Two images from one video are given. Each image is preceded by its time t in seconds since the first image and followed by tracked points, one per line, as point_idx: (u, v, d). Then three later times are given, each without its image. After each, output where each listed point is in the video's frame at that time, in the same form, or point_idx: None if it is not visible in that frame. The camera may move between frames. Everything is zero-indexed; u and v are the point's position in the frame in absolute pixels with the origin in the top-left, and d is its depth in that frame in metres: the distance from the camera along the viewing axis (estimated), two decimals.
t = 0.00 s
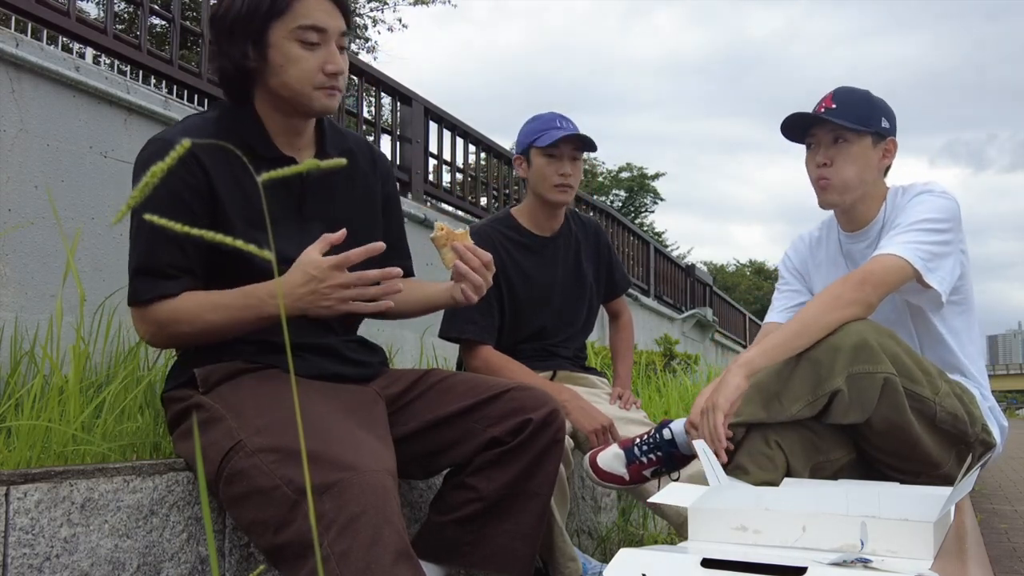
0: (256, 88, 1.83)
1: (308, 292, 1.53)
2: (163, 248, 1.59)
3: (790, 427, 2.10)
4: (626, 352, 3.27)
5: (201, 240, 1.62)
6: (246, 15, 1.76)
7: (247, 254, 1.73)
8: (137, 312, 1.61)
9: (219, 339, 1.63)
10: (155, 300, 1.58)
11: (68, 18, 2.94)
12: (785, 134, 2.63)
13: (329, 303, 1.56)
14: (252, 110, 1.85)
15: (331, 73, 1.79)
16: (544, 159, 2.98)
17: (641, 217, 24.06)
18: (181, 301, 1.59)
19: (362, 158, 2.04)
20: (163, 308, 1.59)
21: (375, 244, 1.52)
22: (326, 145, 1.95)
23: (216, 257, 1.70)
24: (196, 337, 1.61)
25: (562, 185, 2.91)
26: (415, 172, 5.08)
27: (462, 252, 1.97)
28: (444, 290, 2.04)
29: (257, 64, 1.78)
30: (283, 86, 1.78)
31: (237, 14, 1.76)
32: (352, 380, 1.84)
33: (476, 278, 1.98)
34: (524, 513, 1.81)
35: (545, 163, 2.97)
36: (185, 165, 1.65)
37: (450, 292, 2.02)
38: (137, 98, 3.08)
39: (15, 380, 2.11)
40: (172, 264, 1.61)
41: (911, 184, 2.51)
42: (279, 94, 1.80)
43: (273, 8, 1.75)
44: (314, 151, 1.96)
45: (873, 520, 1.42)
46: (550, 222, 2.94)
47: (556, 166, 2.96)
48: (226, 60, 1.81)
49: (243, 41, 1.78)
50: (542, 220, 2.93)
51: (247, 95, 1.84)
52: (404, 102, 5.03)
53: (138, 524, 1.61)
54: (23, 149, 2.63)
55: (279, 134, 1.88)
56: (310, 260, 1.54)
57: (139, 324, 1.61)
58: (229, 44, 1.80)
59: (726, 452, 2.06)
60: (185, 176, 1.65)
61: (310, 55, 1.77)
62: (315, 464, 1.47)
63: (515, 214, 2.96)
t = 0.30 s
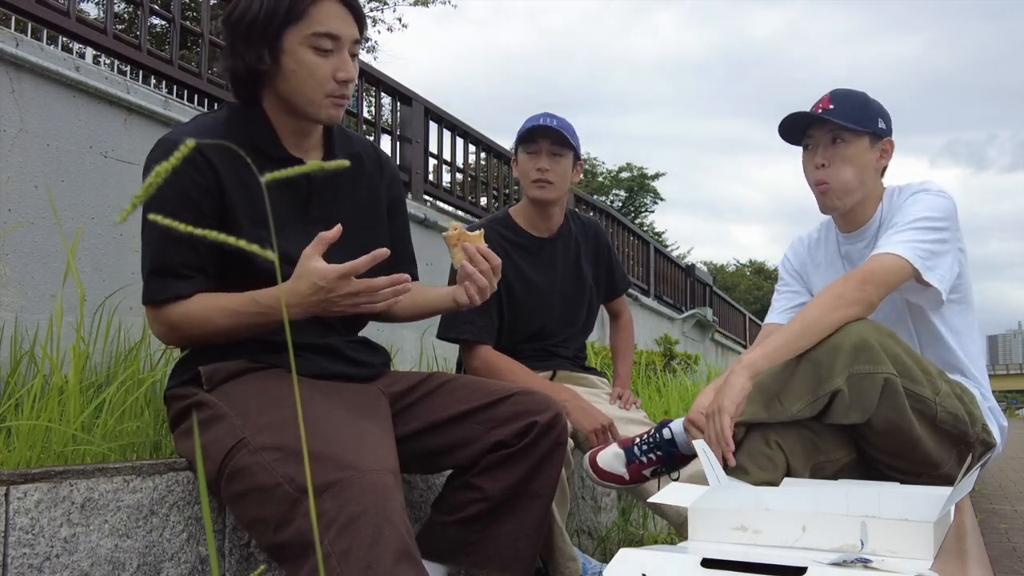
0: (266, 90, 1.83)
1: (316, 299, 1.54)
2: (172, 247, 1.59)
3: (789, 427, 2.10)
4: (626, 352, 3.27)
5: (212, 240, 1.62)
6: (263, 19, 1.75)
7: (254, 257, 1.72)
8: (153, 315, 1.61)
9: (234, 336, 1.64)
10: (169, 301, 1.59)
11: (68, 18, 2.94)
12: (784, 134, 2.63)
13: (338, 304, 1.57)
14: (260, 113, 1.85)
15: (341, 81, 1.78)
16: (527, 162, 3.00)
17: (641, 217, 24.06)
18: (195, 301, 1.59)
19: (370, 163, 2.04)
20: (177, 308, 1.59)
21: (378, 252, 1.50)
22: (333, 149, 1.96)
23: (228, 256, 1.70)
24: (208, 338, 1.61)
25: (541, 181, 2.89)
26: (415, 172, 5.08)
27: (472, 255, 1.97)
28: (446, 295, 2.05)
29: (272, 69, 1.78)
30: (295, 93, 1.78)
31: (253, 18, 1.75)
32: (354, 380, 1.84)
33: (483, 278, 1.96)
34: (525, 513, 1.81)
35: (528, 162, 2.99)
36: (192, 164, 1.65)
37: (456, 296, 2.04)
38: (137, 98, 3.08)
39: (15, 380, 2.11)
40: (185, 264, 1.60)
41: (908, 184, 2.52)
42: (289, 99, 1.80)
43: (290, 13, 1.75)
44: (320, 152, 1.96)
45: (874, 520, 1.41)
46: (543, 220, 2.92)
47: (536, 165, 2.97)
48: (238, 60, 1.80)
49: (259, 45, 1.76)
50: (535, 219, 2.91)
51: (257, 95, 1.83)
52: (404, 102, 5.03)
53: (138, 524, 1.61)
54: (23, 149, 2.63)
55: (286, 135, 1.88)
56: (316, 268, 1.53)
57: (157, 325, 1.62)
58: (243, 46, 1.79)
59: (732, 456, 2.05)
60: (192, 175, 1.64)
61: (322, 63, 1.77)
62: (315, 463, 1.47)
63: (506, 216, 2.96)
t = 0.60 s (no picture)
0: (269, 91, 1.83)
1: (320, 285, 1.54)
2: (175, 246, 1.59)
3: (789, 428, 2.10)
4: (626, 353, 3.27)
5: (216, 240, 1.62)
6: (267, 21, 1.75)
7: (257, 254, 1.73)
8: (156, 314, 1.61)
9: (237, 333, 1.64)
10: (172, 300, 1.59)
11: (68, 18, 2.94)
12: (779, 138, 2.63)
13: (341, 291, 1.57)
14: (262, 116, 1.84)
15: (343, 86, 1.78)
16: (523, 166, 3.01)
17: (641, 217, 24.05)
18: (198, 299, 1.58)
19: (371, 164, 2.04)
20: (181, 307, 1.59)
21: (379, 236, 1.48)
22: (335, 149, 1.95)
23: (230, 254, 1.70)
24: (212, 335, 1.62)
25: (537, 181, 2.90)
26: (415, 172, 5.08)
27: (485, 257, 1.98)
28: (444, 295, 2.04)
29: (275, 70, 1.78)
30: (297, 95, 1.78)
31: (258, 20, 1.75)
32: (354, 380, 1.84)
33: (493, 277, 1.96)
34: (525, 513, 1.81)
35: (523, 167, 3.01)
36: (194, 162, 1.65)
37: (451, 296, 2.02)
38: (137, 98, 3.08)
39: (15, 380, 2.11)
40: (188, 262, 1.60)
41: (905, 184, 2.52)
42: (290, 102, 1.80)
43: (295, 16, 1.74)
44: (322, 153, 1.96)
45: (874, 521, 1.41)
46: (542, 221, 2.92)
47: (531, 167, 2.98)
48: (243, 62, 1.81)
49: (262, 47, 1.76)
50: (534, 221, 2.92)
51: (258, 96, 1.83)
52: (404, 102, 5.03)
53: (138, 524, 1.61)
54: (23, 149, 2.63)
55: (289, 137, 1.88)
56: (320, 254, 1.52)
57: (161, 324, 1.62)
58: (247, 47, 1.79)
59: (732, 457, 2.05)
60: (194, 173, 1.64)
61: (324, 66, 1.76)
62: (315, 464, 1.47)
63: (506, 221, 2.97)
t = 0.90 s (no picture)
0: (269, 91, 1.83)
1: (321, 284, 1.53)
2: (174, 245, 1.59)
3: (789, 427, 2.10)
4: (626, 353, 3.27)
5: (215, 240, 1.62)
6: (267, 21, 1.74)
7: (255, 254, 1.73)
8: (152, 312, 1.61)
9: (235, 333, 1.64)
10: (169, 298, 1.58)
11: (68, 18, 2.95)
12: (780, 138, 2.63)
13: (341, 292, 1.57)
14: (263, 115, 1.84)
15: (345, 85, 1.79)
16: (523, 166, 3.01)
17: (641, 217, 24.06)
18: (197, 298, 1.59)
19: (371, 163, 2.04)
20: (178, 306, 1.59)
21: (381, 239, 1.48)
22: (335, 149, 1.95)
23: (228, 255, 1.71)
24: (208, 335, 1.62)
25: (537, 181, 2.90)
26: (415, 172, 5.08)
27: (487, 260, 1.99)
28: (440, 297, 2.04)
29: (274, 70, 1.77)
30: (297, 95, 1.78)
31: (257, 20, 1.75)
32: (353, 380, 1.84)
33: (491, 283, 1.96)
34: (525, 513, 1.81)
35: (524, 167, 3.01)
36: (194, 162, 1.65)
37: (446, 300, 2.01)
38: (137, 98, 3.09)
39: (15, 380, 2.11)
40: (186, 261, 1.60)
41: (905, 184, 2.52)
42: (291, 102, 1.80)
43: (295, 16, 1.74)
44: (321, 154, 1.96)
45: (874, 521, 1.41)
46: (543, 221, 2.92)
47: (531, 167, 2.98)
48: (242, 62, 1.81)
49: (262, 46, 1.76)
50: (535, 221, 2.92)
51: (258, 96, 1.83)
52: (404, 102, 5.03)
53: (138, 524, 1.61)
54: (23, 149, 2.63)
55: (289, 136, 1.88)
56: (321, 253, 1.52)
57: (156, 322, 1.62)
58: (247, 47, 1.79)
59: (732, 456, 2.06)
60: (194, 173, 1.64)
61: (325, 66, 1.77)
62: (315, 464, 1.47)
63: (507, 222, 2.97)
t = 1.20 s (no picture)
0: (272, 92, 1.83)
1: (324, 285, 1.54)
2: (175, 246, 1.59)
3: (789, 427, 2.10)
4: (626, 353, 3.27)
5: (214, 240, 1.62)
6: (270, 21, 1.74)
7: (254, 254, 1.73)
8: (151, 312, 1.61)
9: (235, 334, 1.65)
10: (168, 298, 1.58)
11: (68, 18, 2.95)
12: (784, 138, 2.64)
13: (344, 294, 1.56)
14: (264, 115, 1.84)
15: (347, 85, 1.79)
16: (523, 167, 3.01)
17: (641, 217, 24.07)
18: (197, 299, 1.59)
19: (371, 163, 2.04)
20: (178, 305, 1.58)
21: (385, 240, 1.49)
22: (335, 149, 1.95)
23: (227, 256, 1.71)
24: (207, 335, 1.62)
25: (538, 182, 2.89)
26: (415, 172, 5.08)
27: (489, 260, 2.01)
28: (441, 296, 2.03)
29: (276, 71, 1.77)
30: (299, 95, 1.78)
31: (260, 21, 1.75)
32: (353, 380, 1.84)
33: (493, 283, 1.98)
34: (525, 513, 1.81)
35: (523, 167, 3.00)
36: (194, 163, 1.65)
37: (447, 299, 2.00)
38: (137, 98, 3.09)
39: (15, 380, 2.11)
40: (186, 261, 1.60)
41: (907, 184, 2.52)
42: (294, 102, 1.80)
43: (297, 16, 1.74)
44: (321, 154, 1.96)
45: (874, 521, 1.41)
46: (543, 222, 2.92)
47: (531, 168, 2.98)
48: (245, 62, 1.81)
49: (265, 46, 1.76)
50: (535, 222, 2.92)
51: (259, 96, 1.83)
52: (404, 102, 5.03)
53: (138, 524, 1.61)
54: (23, 149, 2.63)
55: (290, 136, 1.88)
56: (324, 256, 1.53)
57: (155, 322, 1.62)
58: (250, 47, 1.78)
59: (732, 456, 2.06)
60: (194, 174, 1.64)
61: (327, 66, 1.77)
62: (315, 464, 1.47)
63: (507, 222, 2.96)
